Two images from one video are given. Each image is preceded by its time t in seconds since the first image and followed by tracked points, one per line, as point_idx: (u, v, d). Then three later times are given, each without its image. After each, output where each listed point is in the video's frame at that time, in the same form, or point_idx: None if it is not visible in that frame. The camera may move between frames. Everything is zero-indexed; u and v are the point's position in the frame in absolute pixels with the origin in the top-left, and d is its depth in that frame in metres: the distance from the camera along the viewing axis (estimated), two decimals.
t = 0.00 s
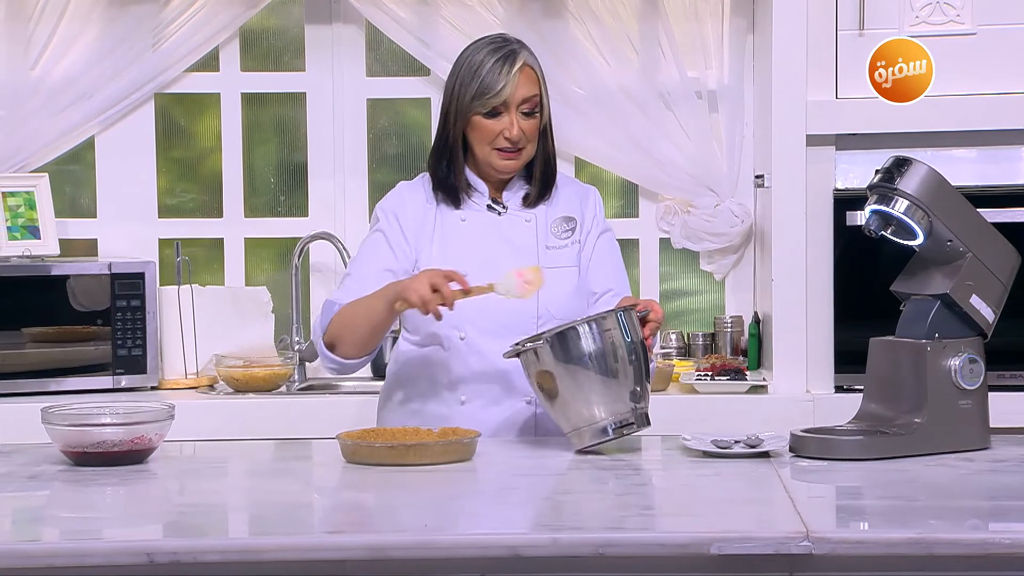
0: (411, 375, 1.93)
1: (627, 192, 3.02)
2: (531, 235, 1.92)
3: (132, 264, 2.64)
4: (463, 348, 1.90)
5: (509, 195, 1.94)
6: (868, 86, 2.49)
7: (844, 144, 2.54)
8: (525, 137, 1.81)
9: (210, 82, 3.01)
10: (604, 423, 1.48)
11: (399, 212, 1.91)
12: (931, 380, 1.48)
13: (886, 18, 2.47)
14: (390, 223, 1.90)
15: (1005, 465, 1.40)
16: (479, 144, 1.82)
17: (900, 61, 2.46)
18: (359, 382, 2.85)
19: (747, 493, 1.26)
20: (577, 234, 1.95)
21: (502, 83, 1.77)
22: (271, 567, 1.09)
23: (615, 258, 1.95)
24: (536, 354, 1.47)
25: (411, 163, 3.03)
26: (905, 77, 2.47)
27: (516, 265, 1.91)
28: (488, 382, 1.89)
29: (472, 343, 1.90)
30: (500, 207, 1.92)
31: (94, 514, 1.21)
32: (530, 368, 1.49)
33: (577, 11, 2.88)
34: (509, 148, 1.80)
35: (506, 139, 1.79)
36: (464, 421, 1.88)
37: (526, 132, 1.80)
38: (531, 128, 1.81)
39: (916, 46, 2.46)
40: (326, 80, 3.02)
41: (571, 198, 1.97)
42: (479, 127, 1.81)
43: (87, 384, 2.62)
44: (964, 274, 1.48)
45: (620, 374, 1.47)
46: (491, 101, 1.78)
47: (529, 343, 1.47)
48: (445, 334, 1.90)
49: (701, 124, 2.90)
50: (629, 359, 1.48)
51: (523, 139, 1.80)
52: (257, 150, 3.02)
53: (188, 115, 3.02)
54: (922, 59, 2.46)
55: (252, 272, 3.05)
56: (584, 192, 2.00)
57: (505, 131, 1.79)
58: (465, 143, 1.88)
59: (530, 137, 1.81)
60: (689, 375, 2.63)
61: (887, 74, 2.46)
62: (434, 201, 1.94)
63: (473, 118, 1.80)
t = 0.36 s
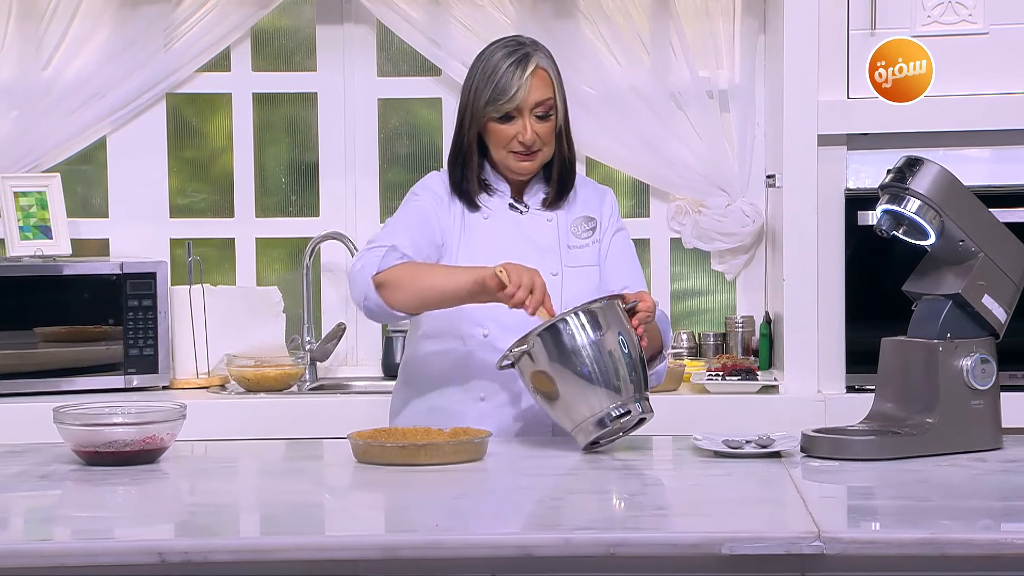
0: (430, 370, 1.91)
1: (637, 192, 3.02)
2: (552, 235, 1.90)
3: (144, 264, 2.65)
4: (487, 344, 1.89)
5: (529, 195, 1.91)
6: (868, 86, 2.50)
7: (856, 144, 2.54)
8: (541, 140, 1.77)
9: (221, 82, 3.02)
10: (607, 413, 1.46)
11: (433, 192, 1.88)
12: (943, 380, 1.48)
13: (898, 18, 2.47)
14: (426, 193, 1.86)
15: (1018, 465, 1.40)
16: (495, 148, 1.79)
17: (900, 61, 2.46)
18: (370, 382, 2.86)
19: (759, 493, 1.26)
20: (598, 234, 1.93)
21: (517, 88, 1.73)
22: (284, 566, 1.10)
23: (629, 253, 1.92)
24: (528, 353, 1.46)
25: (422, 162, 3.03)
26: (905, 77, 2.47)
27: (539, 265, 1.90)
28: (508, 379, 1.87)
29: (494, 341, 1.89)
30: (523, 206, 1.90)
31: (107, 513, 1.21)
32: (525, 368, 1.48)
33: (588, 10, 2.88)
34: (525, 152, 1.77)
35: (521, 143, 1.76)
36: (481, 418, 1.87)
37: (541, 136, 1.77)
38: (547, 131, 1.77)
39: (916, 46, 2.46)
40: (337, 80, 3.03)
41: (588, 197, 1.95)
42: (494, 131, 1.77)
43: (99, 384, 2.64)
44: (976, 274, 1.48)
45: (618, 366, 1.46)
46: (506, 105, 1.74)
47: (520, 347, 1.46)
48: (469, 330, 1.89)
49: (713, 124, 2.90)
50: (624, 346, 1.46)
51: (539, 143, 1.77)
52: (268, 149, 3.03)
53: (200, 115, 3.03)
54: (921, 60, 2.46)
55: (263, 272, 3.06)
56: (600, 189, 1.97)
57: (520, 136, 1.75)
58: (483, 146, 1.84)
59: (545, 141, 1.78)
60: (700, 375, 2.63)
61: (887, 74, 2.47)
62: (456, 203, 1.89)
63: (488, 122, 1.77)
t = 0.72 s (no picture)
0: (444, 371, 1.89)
1: (645, 192, 3.02)
2: (569, 235, 1.90)
3: (151, 264, 2.66)
4: (503, 344, 1.88)
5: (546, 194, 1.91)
6: (869, 87, 2.50)
7: (864, 144, 2.53)
8: (558, 137, 1.77)
9: (229, 81, 3.03)
10: (616, 412, 1.47)
11: (448, 191, 1.87)
12: (951, 379, 1.48)
13: (905, 18, 2.47)
14: (438, 196, 1.85)
15: None
16: (511, 143, 1.79)
17: (900, 61, 2.46)
18: (378, 382, 2.87)
19: (767, 493, 1.26)
20: (614, 236, 1.93)
21: (534, 84, 1.73)
22: (292, 565, 1.10)
23: (644, 259, 1.93)
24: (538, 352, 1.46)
25: (429, 162, 3.04)
26: (905, 77, 2.47)
27: (556, 266, 1.89)
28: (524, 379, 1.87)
29: (510, 339, 1.88)
30: (539, 207, 1.89)
31: (115, 513, 1.22)
32: (534, 368, 1.48)
33: (595, 10, 2.88)
34: (542, 148, 1.77)
35: (538, 139, 1.76)
36: (497, 417, 1.86)
37: (557, 132, 1.76)
38: (563, 127, 1.77)
39: (915, 46, 2.46)
40: (345, 80, 3.03)
41: (604, 199, 1.95)
42: (511, 127, 1.77)
43: (107, 384, 2.65)
44: (984, 274, 1.48)
45: (628, 364, 1.46)
46: (523, 101, 1.74)
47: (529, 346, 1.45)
48: (484, 329, 1.88)
49: (721, 124, 2.90)
50: (634, 345, 1.47)
51: (556, 139, 1.77)
52: (276, 149, 3.04)
53: (207, 115, 3.04)
54: (922, 60, 2.46)
55: (270, 271, 3.06)
56: (618, 193, 1.98)
57: (536, 132, 1.75)
58: (500, 145, 1.84)
59: (562, 137, 1.78)
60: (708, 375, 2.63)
61: (887, 74, 2.47)
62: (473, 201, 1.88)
63: (505, 117, 1.77)
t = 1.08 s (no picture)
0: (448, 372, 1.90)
1: (646, 192, 3.02)
2: (569, 235, 1.90)
3: (153, 264, 2.66)
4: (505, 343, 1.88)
5: (547, 194, 1.91)
6: (870, 87, 2.50)
7: (865, 144, 2.53)
8: (554, 136, 1.77)
9: (231, 82, 3.03)
10: (614, 408, 1.45)
11: (449, 193, 1.87)
12: (952, 380, 1.48)
13: (907, 18, 2.47)
14: (443, 198, 1.85)
15: None
16: (508, 144, 1.79)
17: (901, 61, 2.46)
18: (379, 382, 2.87)
19: (768, 493, 1.26)
20: (615, 235, 1.92)
21: (529, 83, 1.73)
22: (293, 564, 1.10)
23: (646, 257, 1.92)
24: (537, 347, 1.45)
25: (431, 163, 3.04)
26: (906, 77, 2.46)
27: (557, 265, 1.90)
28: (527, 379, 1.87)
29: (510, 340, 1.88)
30: (540, 206, 1.89)
31: (116, 513, 1.22)
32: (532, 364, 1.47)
33: (597, 10, 2.88)
34: (539, 148, 1.77)
35: (535, 139, 1.76)
36: (496, 416, 1.86)
37: (554, 131, 1.76)
38: (560, 126, 1.77)
39: (916, 46, 2.47)
40: (346, 80, 3.03)
41: (605, 198, 1.94)
42: (507, 127, 1.77)
43: (108, 384, 2.65)
44: (986, 274, 1.48)
45: (620, 357, 1.45)
46: (519, 102, 1.74)
47: (521, 346, 1.45)
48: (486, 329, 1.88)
49: (723, 124, 2.90)
50: (631, 342, 1.47)
51: (552, 138, 1.77)
52: (277, 149, 3.04)
53: (209, 115, 3.04)
54: (922, 60, 2.46)
55: (271, 272, 3.06)
56: (619, 191, 1.97)
57: (532, 131, 1.75)
58: (498, 146, 1.84)
59: (559, 136, 1.77)
60: (709, 375, 2.63)
61: (888, 74, 2.47)
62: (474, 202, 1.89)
63: (500, 118, 1.77)
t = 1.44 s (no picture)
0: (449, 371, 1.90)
1: (646, 192, 3.02)
2: (570, 234, 1.90)
3: (153, 264, 2.66)
4: (506, 344, 1.88)
5: (547, 194, 1.91)
6: (870, 87, 2.50)
7: (864, 144, 2.53)
8: (554, 139, 1.77)
9: (231, 82, 3.03)
10: (614, 408, 1.45)
11: (449, 193, 1.87)
12: (952, 380, 1.48)
13: (907, 18, 2.47)
14: (442, 200, 1.85)
15: None
16: (508, 147, 1.79)
17: (901, 61, 2.46)
18: (378, 382, 2.87)
19: (768, 493, 1.26)
20: (615, 234, 1.92)
21: (529, 88, 1.73)
22: (293, 564, 1.10)
23: (647, 256, 1.92)
24: (538, 346, 1.46)
25: (431, 163, 3.04)
26: (906, 77, 2.46)
27: (557, 265, 1.90)
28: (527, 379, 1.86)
29: (512, 339, 1.88)
30: (540, 206, 1.89)
31: (116, 513, 1.22)
32: (534, 363, 1.47)
33: (597, 10, 2.88)
34: (539, 151, 1.77)
35: (535, 143, 1.76)
36: (498, 417, 1.85)
37: (554, 135, 1.76)
38: (560, 130, 1.77)
39: (916, 47, 2.47)
40: (346, 80, 3.03)
41: (605, 197, 1.95)
42: (507, 131, 1.77)
43: (108, 384, 2.65)
44: (985, 274, 1.48)
45: (621, 356, 1.45)
46: (519, 107, 1.74)
47: (523, 345, 1.47)
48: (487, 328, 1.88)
49: (723, 125, 2.90)
50: (632, 342, 1.47)
51: (553, 142, 1.77)
52: (278, 149, 3.04)
53: (209, 115, 3.04)
54: (922, 60, 2.46)
55: (271, 272, 3.06)
56: (620, 190, 1.97)
57: (532, 136, 1.76)
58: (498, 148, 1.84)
59: (559, 140, 1.78)
60: (710, 375, 2.63)
61: (888, 74, 2.47)
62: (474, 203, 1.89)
63: (500, 122, 1.77)
